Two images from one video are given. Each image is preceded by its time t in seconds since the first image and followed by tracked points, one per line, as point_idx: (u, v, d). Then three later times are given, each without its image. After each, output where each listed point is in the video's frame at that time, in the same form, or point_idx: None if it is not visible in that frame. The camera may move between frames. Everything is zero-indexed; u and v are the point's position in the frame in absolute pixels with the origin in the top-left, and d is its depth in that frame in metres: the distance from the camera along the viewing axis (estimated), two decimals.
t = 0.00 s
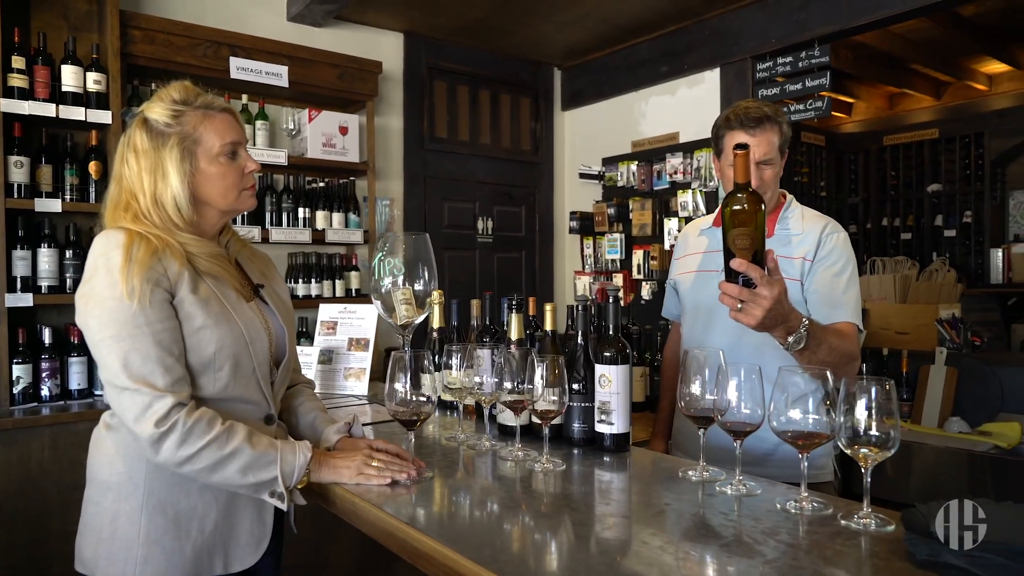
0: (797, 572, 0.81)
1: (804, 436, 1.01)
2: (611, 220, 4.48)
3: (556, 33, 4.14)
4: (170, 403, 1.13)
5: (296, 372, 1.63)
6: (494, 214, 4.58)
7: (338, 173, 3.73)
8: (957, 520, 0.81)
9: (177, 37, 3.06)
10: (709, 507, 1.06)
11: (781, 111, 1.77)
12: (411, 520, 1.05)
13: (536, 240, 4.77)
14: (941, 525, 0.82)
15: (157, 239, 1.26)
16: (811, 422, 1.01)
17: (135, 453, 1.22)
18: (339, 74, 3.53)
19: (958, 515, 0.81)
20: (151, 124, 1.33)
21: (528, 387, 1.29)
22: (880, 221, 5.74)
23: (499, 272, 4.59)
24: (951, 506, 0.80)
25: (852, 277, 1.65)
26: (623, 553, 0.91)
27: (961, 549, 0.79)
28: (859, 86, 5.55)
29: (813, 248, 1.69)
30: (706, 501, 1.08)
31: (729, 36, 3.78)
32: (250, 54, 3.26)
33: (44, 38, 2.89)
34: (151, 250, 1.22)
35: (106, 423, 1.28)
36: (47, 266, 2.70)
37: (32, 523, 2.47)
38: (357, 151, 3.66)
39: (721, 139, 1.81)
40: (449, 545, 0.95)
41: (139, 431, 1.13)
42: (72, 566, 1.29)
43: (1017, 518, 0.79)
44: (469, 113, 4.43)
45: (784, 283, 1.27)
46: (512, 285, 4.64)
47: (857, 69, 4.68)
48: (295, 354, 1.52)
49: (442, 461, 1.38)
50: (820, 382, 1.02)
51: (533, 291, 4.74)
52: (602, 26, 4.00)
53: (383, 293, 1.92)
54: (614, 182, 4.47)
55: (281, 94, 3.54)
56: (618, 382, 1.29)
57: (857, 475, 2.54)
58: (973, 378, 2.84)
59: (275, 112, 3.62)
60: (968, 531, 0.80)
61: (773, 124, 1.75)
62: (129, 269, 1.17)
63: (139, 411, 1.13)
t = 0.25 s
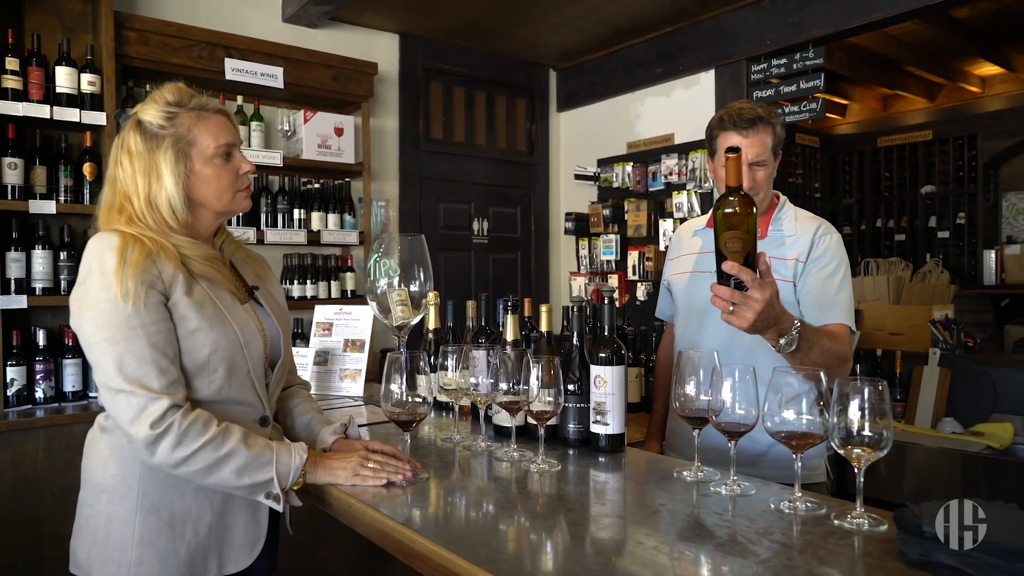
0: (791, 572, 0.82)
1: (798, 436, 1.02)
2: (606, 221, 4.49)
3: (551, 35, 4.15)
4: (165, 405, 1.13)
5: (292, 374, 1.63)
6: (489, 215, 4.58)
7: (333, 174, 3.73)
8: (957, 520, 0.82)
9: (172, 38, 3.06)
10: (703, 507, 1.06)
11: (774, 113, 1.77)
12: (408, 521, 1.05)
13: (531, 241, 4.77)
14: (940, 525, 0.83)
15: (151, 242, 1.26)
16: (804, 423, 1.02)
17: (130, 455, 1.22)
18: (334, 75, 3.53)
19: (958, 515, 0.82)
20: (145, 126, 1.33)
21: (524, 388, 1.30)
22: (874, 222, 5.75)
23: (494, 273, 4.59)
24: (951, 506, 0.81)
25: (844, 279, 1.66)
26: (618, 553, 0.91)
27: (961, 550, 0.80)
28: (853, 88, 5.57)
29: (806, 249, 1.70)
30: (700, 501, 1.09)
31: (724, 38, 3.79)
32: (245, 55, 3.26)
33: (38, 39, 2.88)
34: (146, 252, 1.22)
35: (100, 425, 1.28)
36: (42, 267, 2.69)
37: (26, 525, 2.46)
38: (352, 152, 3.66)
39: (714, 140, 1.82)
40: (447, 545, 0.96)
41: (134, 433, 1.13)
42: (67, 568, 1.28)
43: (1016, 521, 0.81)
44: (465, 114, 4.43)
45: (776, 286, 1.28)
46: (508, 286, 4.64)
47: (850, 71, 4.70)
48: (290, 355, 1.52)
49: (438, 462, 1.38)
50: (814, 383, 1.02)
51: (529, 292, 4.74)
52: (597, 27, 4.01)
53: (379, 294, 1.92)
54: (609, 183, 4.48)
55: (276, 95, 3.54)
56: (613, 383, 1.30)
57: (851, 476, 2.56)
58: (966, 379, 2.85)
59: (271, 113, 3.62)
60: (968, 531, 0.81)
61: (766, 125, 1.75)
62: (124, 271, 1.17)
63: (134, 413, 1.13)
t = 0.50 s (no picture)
0: (791, 571, 0.82)
1: (799, 436, 1.02)
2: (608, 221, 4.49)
3: (552, 35, 4.15)
4: (166, 405, 1.14)
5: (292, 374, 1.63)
6: (491, 215, 4.58)
7: (335, 174, 3.73)
8: (958, 520, 0.82)
9: (174, 38, 3.07)
10: (704, 507, 1.06)
11: (773, 112, 1.77)
12: (408, 521, 1.05)
13: (533, 240, 4.77)
14: (940, 525, 0.83)
15: (152, 242, 1.26)
16: (805, 423, 1.02)
17: (131, 454, 1.22)
18: (335, 75, 3.53)
19: (958, 515, 0.82)
20: (144, 126, 1.33)
21: (526, 387, 1.29)
22: (877, 222, 5.76)
23: (496, 273, 4.59)
24: (951, 506, 0.81)
25: (845, 278, 1.65)
26: (618, 553, 0.91)
27: (961, 550, 0.80)
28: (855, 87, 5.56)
29: (806, 248, 1.70)
30: (701, 501, 1.09)
31: (725, 38, 3.79)
32: (247, 55, 3.26)
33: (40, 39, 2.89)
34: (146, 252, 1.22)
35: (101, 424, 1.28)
36: (44, 267, 2.70)
37: (29, 525, 2.47)
38: (354, 152, 3.67)
39: (714, 139, 1.81)
40: (447, 545, 0.96)
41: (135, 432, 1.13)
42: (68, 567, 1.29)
43: (1013, 519, 0.81)
44: (466, 113, 4.43)
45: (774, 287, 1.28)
46: (510, 285, 4.64)
47: (852, 70, 4.70)
48: (291, 355, 1.52)
49: (439, 462, 1.38)
50: (814, 382, 1.02)
51: (531, 292, 4.74)
52: (598, 27, 4.01)
53: (380, 294, 1.92)
54: (611, 183, 4.48)
55: (278, 95, 3.54)
56: (614, 382, 1.30)
57: (853, 478, 2.56)
58: (969, 379, 2.86)
59: (272, 113, 3.62)
60: (968, 531, 0.81)
61: (765, 125, 1.75)
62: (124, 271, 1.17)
63: (135, 413, 1.13)
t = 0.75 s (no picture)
0: (793, 569, 0.81)
1: (805, 433, 1.01)
2: (617, 217, 4.47)
3: (562, 30, 4.14)
4: (170, 401, 1.14)
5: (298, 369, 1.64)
6: (500, 211, 4.58)
7: (344, 170, 3.74)
8: (957, 520, 0.81)
9: (184, 35, 3.08)
10: (708, 504, 1.06)
11: (781, 106, 1.75)
12: (410, 516, 1.06)
13: (542, 236, 4.77)
14: (941, 525, 0.82)
15: (157, 237, 1.26)
16: (811, 419, 1.01)
17: (136, 449, 1.23)
18: (344, 71, 3.53)
19: (958, 515, 0.81)
20: (148, 122, 1.34)
21: (531, 382, 1.29)
22: (890, 217, 5.70)
23: (505, 269, 4.59)
24: (949, 506, 0.80)
25: (853, 273, 1.64)
26: (619, 549, 0.91)
27: (961, 550, 0.79)
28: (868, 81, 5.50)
29: (814, 243, 1.68)
30: (705, 497, 1.08)
31: (736, 32, 3.76)
32: (256, 52, 3.27)
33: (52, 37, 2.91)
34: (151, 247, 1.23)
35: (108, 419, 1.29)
36: (56, 262, 2.72)
37: (41, 518, 2.49)
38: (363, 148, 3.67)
39: (720, 133, 1.80)
40: (449, 541, 0.96)
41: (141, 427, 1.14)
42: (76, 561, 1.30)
43: (1013, 518, 0.80)
44: (475, 109, 4.43)
45: (778, 283, 1.26)
46: (519, 281, 4.64)
47: (864, 64, 4.65)
48: (296, 351, 1.53)
49: (444, 457, 1.38)
50: (821, 379, 1.01)
51: (540, 288, 4.74)
52: (608, 22, 3.99)
53: (388, 289, 1.93)
54: (620, 178, 4.47)
55: (287, 92, 3.55)
56: (619, 379, 1.29)
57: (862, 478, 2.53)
58: (981, 376, 2.82)
59: (282, 109, 3.64)
60: (968, 531, 0.80)
61: (772, 118, 1.73)
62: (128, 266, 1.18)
63: (141, 408, 1.14)
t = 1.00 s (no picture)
0: (782, 572, 0.80)
1: (796, 433, 1.00)
2: (616, 216, 4.46)
3: (560, 28, 4.12)
4: (155, 401, 1.14)
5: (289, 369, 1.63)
6: (499, 209, 4.56)
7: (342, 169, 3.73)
8: (957, 520, 0.80)
9: (181, 34, 3.07)
10: (699, 505, 1.05)
11: (775, 103, 1.74)
12: (398, 518, 1.05)
13: (541, 235, 4.75)
14: (940, 525, 0.81)
15: (145, 236, 1.26)
16: (802, 420, 1.00)
17: (122, 450, 1.22)
18: (341, 70, 3.52)
19: (958, 515, 0.80)
20: (137, 119, 1.33)
21: (522, 382, 1.28)
22: (891, 216, 5.68)
23: (504, 268, 4.58)
24: (950, 505, 0.79)
25: (847, 272, 1.63)
26: (608, 551, 0.90)
27: (960, 549, 0.78)
28: (869, 79, 5.48)
29: (808, 242, 1.67)
30: (696, 498, 1.07)
31: (735, 30, 3.74)
32: (253, 50, 3.26)
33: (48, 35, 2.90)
34: (138, 246, 1.22)
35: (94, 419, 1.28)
36: (52, 261, 2.71)
37: (37, 517, 2.49)
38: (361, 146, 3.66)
39: (714, 130, 1.79)
40: (437, 542, 0.95)
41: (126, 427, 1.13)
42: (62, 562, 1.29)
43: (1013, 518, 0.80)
44: (473, 107, 4.41)
45: (770, 282, 1.25)
46: (517, 280, 4.63)
47: (864, 62, 4.63)
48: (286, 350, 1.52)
49: (435, 458, 1.37)
50: (811, 379, 1.00)
51: (539, 287, 4.72)
52: (606, 20, 3.98)
53: (382, 288, 1.92)
54: (619, 177, 4.45)
55: (285, 90, 3.55)
56: (611, 378, 1.28)
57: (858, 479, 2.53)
58: (980, 376, 2.80)
59: (279, 108, 3.63)
60: (968, 531, 0.79)
61: (765, 115, 1.72)
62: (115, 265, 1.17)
63: (126, 408, 1.13)
